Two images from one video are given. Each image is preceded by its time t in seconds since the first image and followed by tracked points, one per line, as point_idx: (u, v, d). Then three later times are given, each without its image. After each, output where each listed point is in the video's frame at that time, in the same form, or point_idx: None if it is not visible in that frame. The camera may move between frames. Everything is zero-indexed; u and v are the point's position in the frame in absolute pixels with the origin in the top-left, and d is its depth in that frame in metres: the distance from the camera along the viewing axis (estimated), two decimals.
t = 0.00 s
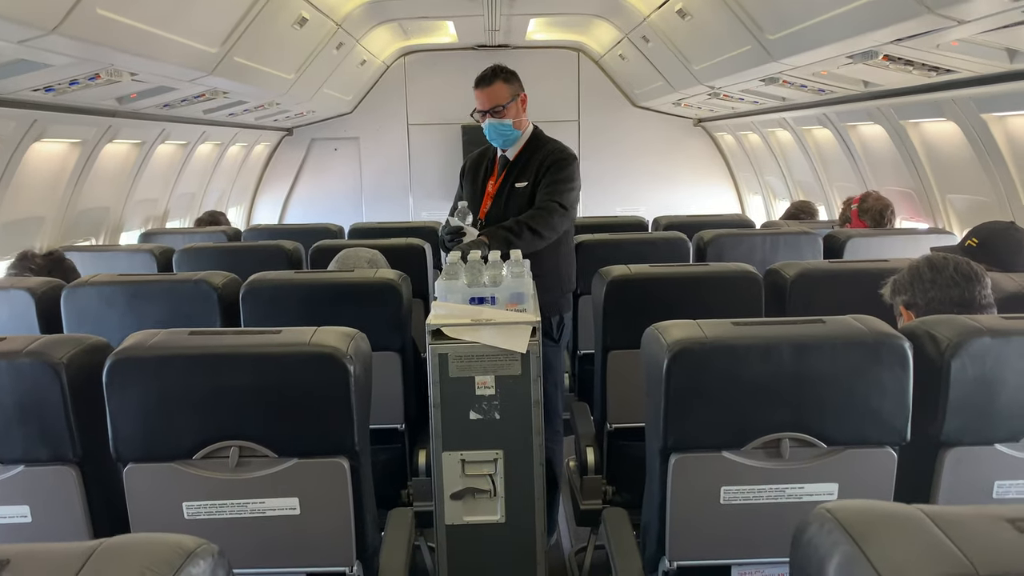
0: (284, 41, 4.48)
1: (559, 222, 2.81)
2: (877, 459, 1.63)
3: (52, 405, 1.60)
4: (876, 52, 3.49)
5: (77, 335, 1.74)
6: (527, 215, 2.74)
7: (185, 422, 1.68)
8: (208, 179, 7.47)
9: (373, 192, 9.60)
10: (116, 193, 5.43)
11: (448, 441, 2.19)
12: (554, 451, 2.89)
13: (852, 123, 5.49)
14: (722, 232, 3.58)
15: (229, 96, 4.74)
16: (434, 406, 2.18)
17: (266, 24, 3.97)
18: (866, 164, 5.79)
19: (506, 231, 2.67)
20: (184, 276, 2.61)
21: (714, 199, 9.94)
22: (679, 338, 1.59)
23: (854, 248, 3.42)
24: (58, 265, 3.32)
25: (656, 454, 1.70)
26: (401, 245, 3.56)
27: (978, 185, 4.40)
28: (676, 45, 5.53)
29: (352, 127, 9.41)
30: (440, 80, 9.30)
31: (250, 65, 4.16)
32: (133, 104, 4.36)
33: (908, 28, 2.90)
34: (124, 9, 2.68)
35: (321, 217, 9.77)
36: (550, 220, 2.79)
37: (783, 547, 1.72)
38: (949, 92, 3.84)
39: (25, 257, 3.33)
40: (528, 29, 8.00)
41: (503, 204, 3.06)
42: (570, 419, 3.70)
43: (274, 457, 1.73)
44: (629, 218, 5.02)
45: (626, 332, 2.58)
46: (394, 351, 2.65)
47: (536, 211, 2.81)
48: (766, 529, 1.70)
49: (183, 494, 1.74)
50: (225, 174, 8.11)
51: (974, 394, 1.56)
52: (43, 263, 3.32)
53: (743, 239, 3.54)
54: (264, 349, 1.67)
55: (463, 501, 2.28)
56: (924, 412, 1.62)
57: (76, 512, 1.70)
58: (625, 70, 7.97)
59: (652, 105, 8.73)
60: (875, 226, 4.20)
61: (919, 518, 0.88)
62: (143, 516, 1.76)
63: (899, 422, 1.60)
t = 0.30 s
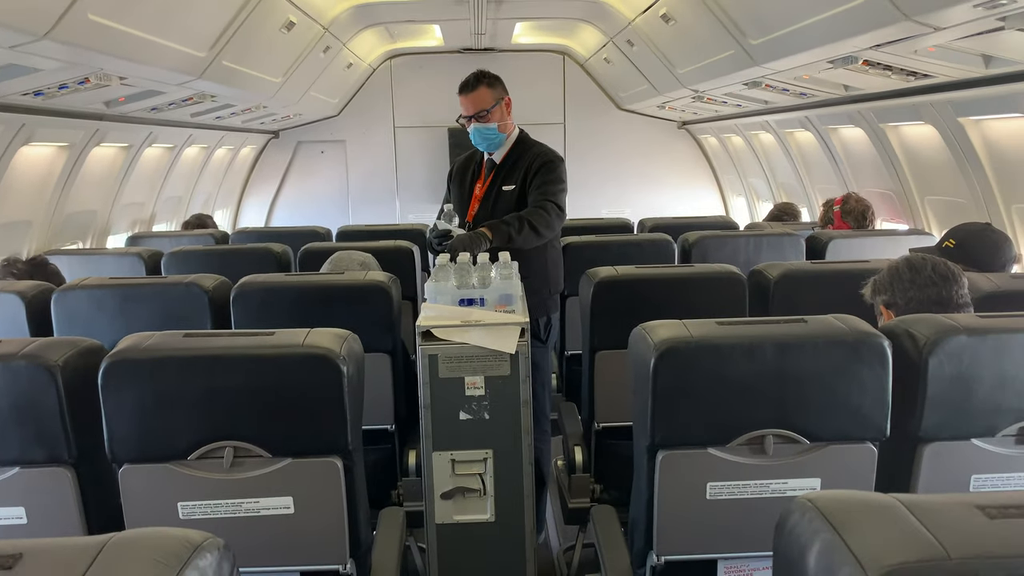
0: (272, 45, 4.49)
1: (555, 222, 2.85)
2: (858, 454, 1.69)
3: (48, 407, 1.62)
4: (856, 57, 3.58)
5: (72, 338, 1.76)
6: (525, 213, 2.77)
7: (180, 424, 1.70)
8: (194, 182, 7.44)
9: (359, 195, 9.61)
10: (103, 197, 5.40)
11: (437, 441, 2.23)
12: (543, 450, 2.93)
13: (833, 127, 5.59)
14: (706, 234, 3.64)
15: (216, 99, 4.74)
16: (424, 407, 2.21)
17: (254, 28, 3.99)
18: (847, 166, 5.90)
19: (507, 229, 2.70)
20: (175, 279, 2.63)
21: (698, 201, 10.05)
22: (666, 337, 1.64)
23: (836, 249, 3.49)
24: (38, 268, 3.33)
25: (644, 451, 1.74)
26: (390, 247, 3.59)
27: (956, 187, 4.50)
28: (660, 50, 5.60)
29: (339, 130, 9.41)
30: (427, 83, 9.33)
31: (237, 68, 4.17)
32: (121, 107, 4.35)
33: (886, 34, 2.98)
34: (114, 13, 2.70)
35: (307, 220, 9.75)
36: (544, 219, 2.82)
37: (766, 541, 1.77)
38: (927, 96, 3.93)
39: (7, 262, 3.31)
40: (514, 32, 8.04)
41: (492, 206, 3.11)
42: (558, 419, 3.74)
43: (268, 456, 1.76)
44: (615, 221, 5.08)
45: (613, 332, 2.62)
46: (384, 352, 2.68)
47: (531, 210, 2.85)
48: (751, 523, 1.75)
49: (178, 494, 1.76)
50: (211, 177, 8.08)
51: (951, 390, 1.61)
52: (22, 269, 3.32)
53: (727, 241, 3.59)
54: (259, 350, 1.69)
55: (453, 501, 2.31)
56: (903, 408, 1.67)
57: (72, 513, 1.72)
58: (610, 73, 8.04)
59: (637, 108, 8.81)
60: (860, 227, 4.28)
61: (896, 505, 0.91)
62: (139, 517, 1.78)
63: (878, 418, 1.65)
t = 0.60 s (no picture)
0: (266, 49, 4.49)
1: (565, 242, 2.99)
2: (850, 455, 1.72)
3: (46, 411, 1.62)
4: (845, 64, 3.63)
5: (69, 342, 1.77)
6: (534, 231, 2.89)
7: (179, 427, 1.71)
8: (186, 186, 7.41)
9: (351, 198, 9.60)
10: (95, 201, 5.38)
11: (433, 444, 2.24)
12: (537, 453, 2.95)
13: (823, 131, 5.65)
14: (698, 237, 3.67)
15: (209, 103, 4.74)
16: (419, 410, 2.22)
17: (248, 32, 4.00)
18: (837, 170, 5.96)
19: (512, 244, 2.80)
20: (170, 283, 2.63)
21: (689, 205, 10.11)
22: (660, 340, 1.66)
23: (826, 253, 3.53)
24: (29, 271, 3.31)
25: (639, 453, 1.76)
26: (385, 251, 3.60)
27: (944, 191, 4.56)
28: (652, 55, 5.65)
29: (331, 134, 9.41)
30: (418, 88, 9.35)
31: (231, 73, 4.18)
32: (115, 111, 4.34)
33: (876, 41, 3.03)
34: (111, 18, 2.70)
35: (299, 224, 9.74)
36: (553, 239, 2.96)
37: (760, 540, 1.79)
38: (915, 102, 3.99)
39: None
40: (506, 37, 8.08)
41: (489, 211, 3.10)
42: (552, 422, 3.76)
43: (267, 459, 1.77)
44: (608, 224, 5.10)
45: (606, 335, 2.65)
46: (379, 356, 2.69)
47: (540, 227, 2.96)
48: (745, 523, 1.77)
49: (177, 498, 1.76)
50: (203, 181, 8.06)
51: (940, 392, 1.64)
52: (10, 273, 3.30)
53: (719, 245, 3.62)
54: (258, 353, 1.70)
55: (448, 503, 2.32)
56: (894, 409, 1.70)
57: (70, 516, 1.72)
58: (602, 78, 8.08)
59: (628, 112, 8.86)
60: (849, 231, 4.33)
61: (892, 505, 0.90)
62: (137, 520, 1.78)
63: (870, 419, 1.68)
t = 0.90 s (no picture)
0: (255, 51, 4.49)
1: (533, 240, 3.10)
2: (837, 449, 1.75)
3: (44, 412, 1.64)
4: (829, 67, 3.70)
5: (66, 343, 1.78)
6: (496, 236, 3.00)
7: (177, 428, 1.72)
8: (174, 188, 7.38)
9: (339, 200, 9.59)
10: (83, 204, 5.35)
11: (425, 444, 2.27)
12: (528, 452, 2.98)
13: (806, 133, 5.74)
14: (684, 238, 3.72)
15: (198, 105, 4.73)
16: (412, 409, 2.24)
17: (238, 34, 4.00)
18: (820, 171, 6.05)
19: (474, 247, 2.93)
20: (162, 286, 2.63)
21: (675, 206, 10.19)
22: (651, 339, 1.69)
23: (811, 253, 3.60)
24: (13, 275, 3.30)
25: (631, 449, 1.79)
26: (375, 253, 3.62)
27: (925, 192, 4.65)
28: (638, 58, 5.71)
29: (318, 136, 9.40)
30: (405, 90, 9.36)
31: (221, 75, 4.18)
32: (103, 114, 4.33)
33: (858, 44, 3.09)
34: (102, 21, 2.71)
35: (286, 226, 9.71)
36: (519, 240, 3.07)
37: (748, 533, 1.83)
38: (897, 104, 4.06)
39: None
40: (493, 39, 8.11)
41: (459, 216, 3.22)
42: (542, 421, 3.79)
43: (264, 458, 1.79)
44: (595, 225, 5.15)
45: (596, 335, 2.69)
46: (371, 357, 2.71)
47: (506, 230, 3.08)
48: (734, 516, 1.81)
49: (174, 497, 1.78)
50: (190, 183, 8.02)
51: (922, 387, 1.64)
52: None
53: (704, 245, 3.67)
54: (253, 354, 1.72)
55: (441, 502, 2.35)
56: (878, 405, 1.71)
57: (67, 516, 1.73)
58: (588, 80, 8.14)
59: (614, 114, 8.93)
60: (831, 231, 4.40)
61: (879, 493, 0.88)
62: (134, 520, 1.80)
63: (856, 415, 1.71)
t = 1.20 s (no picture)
0: (245, 49, 4.49)
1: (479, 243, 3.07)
2: (823, 439, 1.79)
3: (44, 407, 1.65)
4: (814, 65, 3.76)
5: (63, 339, 1.80)
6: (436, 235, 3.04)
7: (175, 422, 1.74)
8: (162, 185, 7.34)
9: (328, 198, 9.58)
10: (73, 202, 5.33)
11: (419, 438, 2.30)
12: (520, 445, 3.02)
13: (793, 130, 5.81)
14: (673, 234, 3.78)
15: (188, 103, 4.72)
16: (405, 404, 2.27)
17: (229, 32, 4.01)
18: (806, 168, 6.13)
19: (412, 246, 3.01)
20: (156, 283, 2.65)
21: (663, 203, 10.27)
22: (641, 332, 1.73)
23: (797, 248, 3.67)
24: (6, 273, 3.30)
25: (622, 440, 1.83)
26: (367, 250, 3.64)
27: (909, 187, 4.73)
28: (627, 56, 5.76)
29: (307, 134, 9.38)
30: (394, 87, 9.36)
31: (211, 73, 4.18)
32: (94, 112, 4.32)
33: (842, 43, 3.15)
34: (95, 19, 2.72)
35: (276, 224, 9.69)
36: (463, 241, 3.07)
37: (736, 521, 1.88)
38: (881, 101, 4.13)
39: None
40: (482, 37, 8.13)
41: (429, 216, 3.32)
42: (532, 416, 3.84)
43: (261, 452, 1.81)
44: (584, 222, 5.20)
45: (586, 329, 2.73)
46: (365, 353, 2.73)
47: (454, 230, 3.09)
48: (722, 504, 1.86)
49: (173, 491, 1.81)
50: (179, 181, 7.98)
51: (905, 377, 1.67)
52: None
53: (692, 241, 3.73)
54: (248, 350, 1.74)
55: (434, 495, 2.39)
56: (863, 395, 1.75)
57: (67, 510, 1.75)
58: (577, 78, 8.18)
59: (603, 112, 8.98)
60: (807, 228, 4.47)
61: (862, 474, 0.89)
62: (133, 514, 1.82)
63: (841, 406, 1.75)
